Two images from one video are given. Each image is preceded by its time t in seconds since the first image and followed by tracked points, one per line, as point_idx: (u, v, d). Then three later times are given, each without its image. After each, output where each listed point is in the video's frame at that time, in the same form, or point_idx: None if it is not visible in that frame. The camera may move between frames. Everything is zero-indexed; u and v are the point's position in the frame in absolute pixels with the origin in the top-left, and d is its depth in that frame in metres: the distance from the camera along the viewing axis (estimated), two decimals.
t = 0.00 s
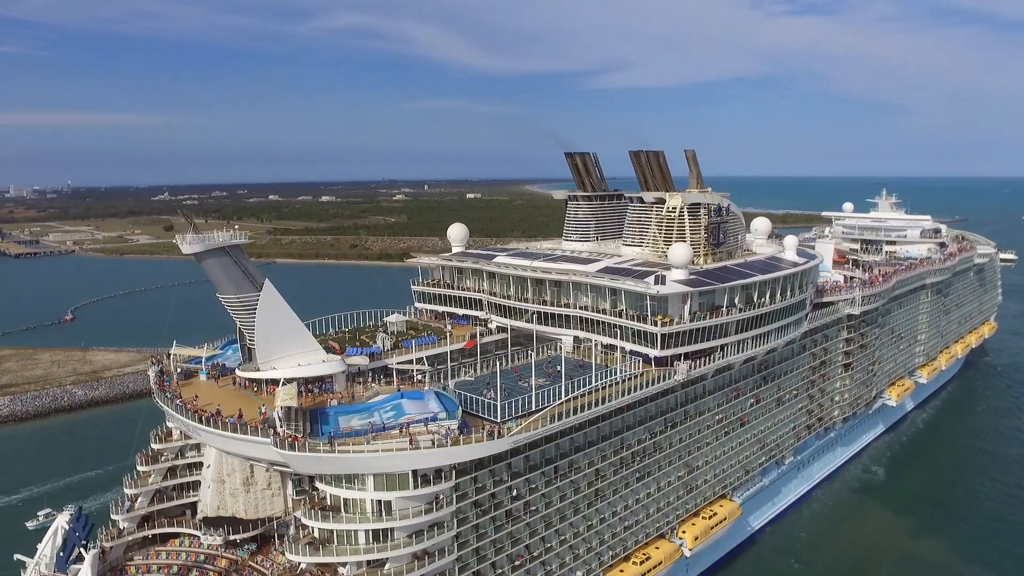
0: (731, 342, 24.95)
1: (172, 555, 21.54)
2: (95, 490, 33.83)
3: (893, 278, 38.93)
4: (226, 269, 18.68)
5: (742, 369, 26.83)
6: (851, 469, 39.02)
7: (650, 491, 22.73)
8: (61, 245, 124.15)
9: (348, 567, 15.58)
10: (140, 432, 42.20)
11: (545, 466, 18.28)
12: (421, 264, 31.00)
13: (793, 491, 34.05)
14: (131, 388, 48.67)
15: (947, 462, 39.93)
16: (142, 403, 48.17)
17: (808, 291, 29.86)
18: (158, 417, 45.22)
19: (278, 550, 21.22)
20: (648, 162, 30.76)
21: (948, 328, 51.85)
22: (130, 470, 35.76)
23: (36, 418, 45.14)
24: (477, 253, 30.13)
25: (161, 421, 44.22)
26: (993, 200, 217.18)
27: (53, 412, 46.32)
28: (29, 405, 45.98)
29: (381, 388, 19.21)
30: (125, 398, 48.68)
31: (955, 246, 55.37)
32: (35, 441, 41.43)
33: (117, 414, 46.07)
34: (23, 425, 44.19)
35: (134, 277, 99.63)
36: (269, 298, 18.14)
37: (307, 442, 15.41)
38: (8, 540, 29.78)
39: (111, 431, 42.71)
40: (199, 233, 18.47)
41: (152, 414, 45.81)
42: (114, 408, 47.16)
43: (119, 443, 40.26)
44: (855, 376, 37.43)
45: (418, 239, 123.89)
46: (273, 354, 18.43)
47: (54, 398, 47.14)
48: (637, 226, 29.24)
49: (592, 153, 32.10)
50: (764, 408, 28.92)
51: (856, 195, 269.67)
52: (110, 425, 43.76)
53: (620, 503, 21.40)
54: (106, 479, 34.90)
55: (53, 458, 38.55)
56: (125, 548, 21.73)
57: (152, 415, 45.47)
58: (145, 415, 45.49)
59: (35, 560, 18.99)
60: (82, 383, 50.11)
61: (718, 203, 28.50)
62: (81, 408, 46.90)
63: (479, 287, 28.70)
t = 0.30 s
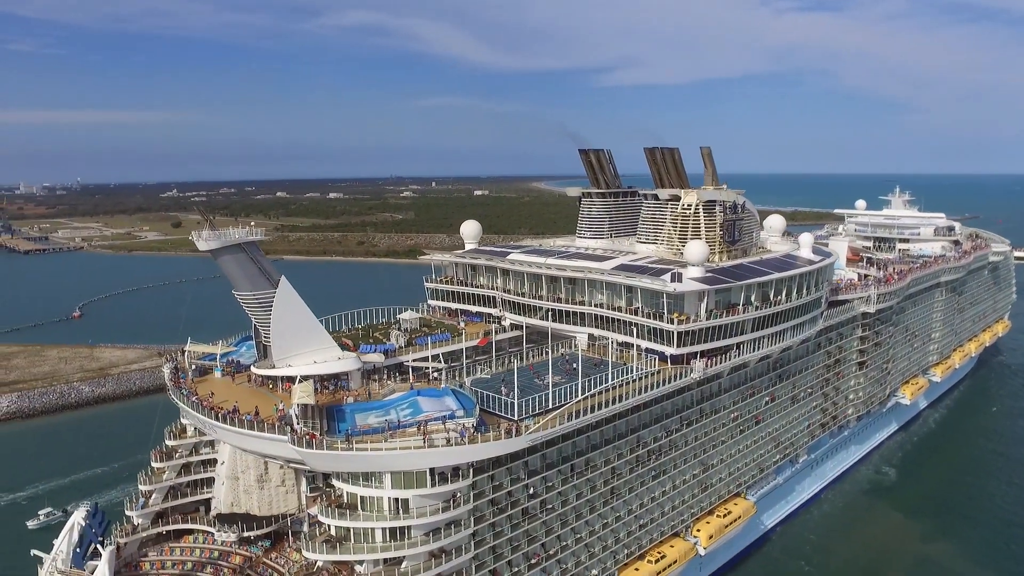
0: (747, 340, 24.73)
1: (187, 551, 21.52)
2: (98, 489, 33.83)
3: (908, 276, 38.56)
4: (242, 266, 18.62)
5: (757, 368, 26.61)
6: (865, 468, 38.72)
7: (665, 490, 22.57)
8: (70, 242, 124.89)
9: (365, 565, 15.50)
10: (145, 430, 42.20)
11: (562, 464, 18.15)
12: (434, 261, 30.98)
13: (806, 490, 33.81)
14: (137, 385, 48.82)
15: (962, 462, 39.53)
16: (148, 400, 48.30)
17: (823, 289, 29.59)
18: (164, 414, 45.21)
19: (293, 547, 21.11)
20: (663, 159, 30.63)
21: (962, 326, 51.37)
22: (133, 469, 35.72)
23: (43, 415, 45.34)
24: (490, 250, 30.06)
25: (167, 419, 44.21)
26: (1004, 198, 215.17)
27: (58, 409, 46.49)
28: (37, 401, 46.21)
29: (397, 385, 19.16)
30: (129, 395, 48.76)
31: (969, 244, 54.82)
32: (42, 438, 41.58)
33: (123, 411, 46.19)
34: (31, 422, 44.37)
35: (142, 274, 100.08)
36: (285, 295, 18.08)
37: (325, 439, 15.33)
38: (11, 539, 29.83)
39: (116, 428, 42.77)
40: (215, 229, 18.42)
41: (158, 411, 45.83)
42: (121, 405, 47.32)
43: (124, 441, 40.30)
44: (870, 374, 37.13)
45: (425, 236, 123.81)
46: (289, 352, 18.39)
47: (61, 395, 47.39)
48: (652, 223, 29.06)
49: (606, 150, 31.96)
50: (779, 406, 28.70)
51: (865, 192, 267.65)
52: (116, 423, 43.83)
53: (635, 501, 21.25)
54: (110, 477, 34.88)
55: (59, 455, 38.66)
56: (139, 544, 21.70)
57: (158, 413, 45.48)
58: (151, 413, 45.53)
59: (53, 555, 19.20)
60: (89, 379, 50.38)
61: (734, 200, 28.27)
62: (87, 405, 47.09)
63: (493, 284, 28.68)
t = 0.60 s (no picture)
0: (754, 334, 24.60)
1: (193, 546, 21.46)
2: (93, 485, 33.56)
3: (914, 269, 38.41)
4: (249, 259, 18.47)
5: (764, 361, 26.50)
6: (868, 462, 38.71)
7: (672, 484, 22.50)
8: (69, 235, 124.54)
9: (374, 560, 15.42)
10: (142, 425, 41.94)
11: (571, 459, 18.06)
12: (439, 254, 30.87)
13: (810, 484, 33.78)
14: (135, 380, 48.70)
15: (966, 457, 39.56)
16: (145, 395, 48.10)
17: (830, 282, 29.45)
18: (162, 409, 44.95)
19: (299, 542, 21.09)
20: (670, 151, 30.44)
21: (966, 320, 51.24)
22: (128, 465, 35.43)
23: (41, 409, 45.27)
24: (496, 243, 29.93)
25: (164, 414, 43.91)
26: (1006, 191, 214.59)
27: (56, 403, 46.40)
28: (35, 396, 46.13)
29: (405, 380, 19.06)
30: (127, 389, 48.70)
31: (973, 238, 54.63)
32: (39, 434, 41.39)
33: (120, 406, 45.92)
34: (29, 417, 44.26)
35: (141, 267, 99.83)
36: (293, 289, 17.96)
37: (334, 434, 15.23)
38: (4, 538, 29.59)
39: (114, 424, 42.51)
40: (222, 223, 18.28)
41: (156, 407, 45.55)
42: (118, 400, 47.15)
43: (121, 437, 40.04)
44: (875, 368, 37.04)
45: (425, 229, 123.47)
46: (297, 346, 18.27)
47: (59, 389, 47.30)
48: (658, 216, 28.92)
49: (612, 143, 31.84)
50: (785, 400, 28.61)
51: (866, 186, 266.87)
52: (113, 418, 43.57)
53: (643, 496, 21.18)
54: (104, 473, 34.64)
55: (56, 451, 38.43)
56: (145, 539, 21.65)
57: (156, 408, 45.22)
58: (149, 408, 45.27)
59: (59, 550, 19.04)
60: (88, 374, 50.27)
61: (741, 193, 28.11)
62: (85, 399, 47.03)
63: (499, 277, 28.61)
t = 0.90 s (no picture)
0: (754, 334, 24.62)
1: (189, 549, 21.19)
2: (78, 490, 33.01)
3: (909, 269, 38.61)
4: (248, 259, 18.27)
5: (763, 361, 26.52)
6: (864, 462, 38.89)
7: (673, 485, 22.47)
8: (56, 236, 123.20)
9: (377, 564, 15.28)
10: (129, 429, 41.36)
11: (573, 460, 17.98)
12: (436, 255, 30.69)
13: (807, 484, 33.85)
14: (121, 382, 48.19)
15: (959, 456, 39.89)
16: (132, 398, 47.53)
17: (827, 282, 29.52)
18: (150, 413, 44.39)
19: (298, 546, 20.81)
20: (668, 151, 30.42)
21: (958, 320, 51.56)
22: (114, 470, 34.88)
23: (25, 413, 44.69)
24: (493, 243, 29.80)
25: (151, 418, 43.33)
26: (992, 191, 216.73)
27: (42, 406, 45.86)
28: (19, 399, 45.57)
29: (405, 381, 18.91)
30: (114, 392, 48.25)
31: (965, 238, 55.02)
32: (24, 438, 40.78)
33: (107, 410, 45.32)
34: (13, 421, 43.65)
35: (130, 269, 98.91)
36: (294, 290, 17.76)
37: (337, 437, 15.07)
38: None
39: (100, 427, 41.93)
40: (220, 223, 18.07)
41: (143, 410, 44.96)
42: (104, 404, 46.57)
43: (108, 440, 39.49)
44: (870, 367, 37.19)
45: (416, 229, 123.12)
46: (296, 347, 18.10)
47: (44, 392, 46.76)
48: (657, 216, 28.88)
49: (609, 143, 31.76)
50: (784, 400, 28.67)
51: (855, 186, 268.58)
52: (99, 422, 42.97)
53: (644, 497, 21.13)
54: (87, 480, 33.94)
55: (41, 454, 37.87)
56: (141, 543, 21.40)
57: (144, 411, 44.66)
58: (136, 412, 44.69)
59: (55, 555, 19.06)
60: (73, 377, 49.75)
61: (739, 194, 28.15)
62: (71, 402, 46.49)
63: (497, 278, 28.44)
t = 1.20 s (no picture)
0: (761, 335, 24.50)
1: (195, 551, 21.08)
2: (72, 494, 32.76)
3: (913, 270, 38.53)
4: (255, 259, 18.15)
5: (770, 362, 26.42)
6: (868, 462, 38.87)
7: (680, 486, 22.38)
8: (54, 236, 122.86)
9: (387, 566, 15.18)
10: (126, 432, 41.10)
11: (582, 462, 17.85)
12: (441, 255, 30.59)
13: (812, 485, 33.73)
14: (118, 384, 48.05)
15: (962, 455, 39.89)
16: (130, 400, 47.29)
17: (833, 283, 29.38)
18: (147, 415, 44.13)
19: (304, 548, 20.68)
20: (674, 151, 30.33)
21: (962, 320, 51.46)
22: (109, 474, 34.60)
23: (22, 414, 44.54)
24: (498, 243, 29.70)
25: (148, 420, 43.07)
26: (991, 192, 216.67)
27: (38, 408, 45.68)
28: (15, 401, 45.40)
29: (412, 382, 18.78)
30: (110, 393, 48.11)
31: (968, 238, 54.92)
32: (18, 440, 40.47)
33: (105, 412, 45.12)
34: (10, 422, 43.51)
35: (128, 269, 98.65)
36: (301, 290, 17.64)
37: (346, 439, 14.95)
38: None
39: (96, 430, 41.71)
40: (227, 223, 17.95)
41: (140, 413, 44.70)
42: (100, 406, 46.36)
43: (103, 443, 39.24)
44: (875, 368, 37.06)
45: (415, 230, 122.96)
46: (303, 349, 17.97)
47: (40, 394, 46.58)
48: (663, 216, 28.77)
49: (614, 143, 31.89)
50: (790, 401, 28.57)
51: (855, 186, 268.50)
52: (96, 424, 42.74)
53: (652, 499, 21.02)
54: (78, 484, 33.57)
55: (37, 457, 37.65)
56: (146, 545, 21.25)
57: (141, 414, 44.39)
58: (133, 414, 44.43)
59: (61, 557, 18.83)
60: (70, 378, 49.60)
61: (745, 194, 28.03)
62: (68, 404, 46.33)
63: (502, 278, 28.33)
